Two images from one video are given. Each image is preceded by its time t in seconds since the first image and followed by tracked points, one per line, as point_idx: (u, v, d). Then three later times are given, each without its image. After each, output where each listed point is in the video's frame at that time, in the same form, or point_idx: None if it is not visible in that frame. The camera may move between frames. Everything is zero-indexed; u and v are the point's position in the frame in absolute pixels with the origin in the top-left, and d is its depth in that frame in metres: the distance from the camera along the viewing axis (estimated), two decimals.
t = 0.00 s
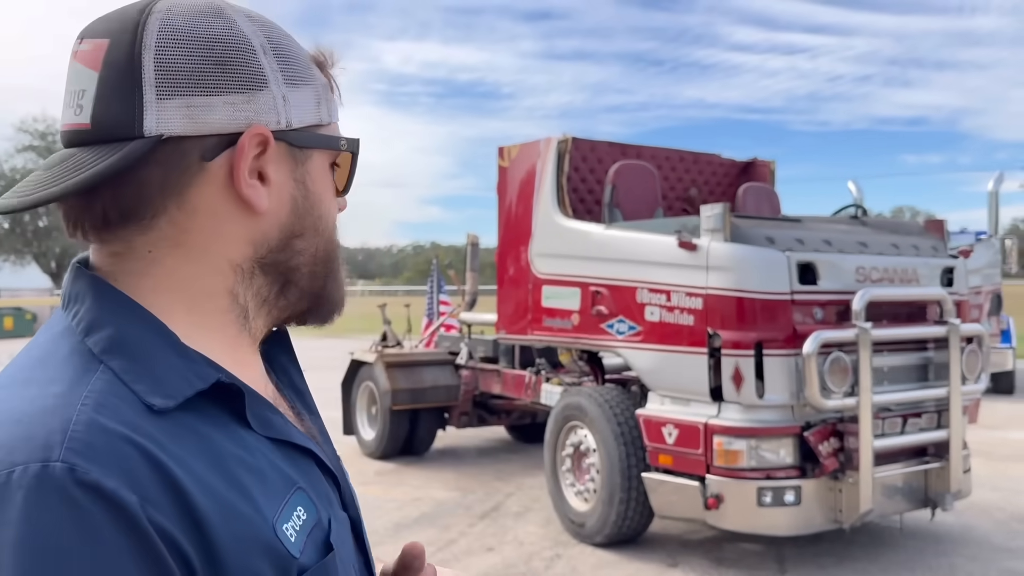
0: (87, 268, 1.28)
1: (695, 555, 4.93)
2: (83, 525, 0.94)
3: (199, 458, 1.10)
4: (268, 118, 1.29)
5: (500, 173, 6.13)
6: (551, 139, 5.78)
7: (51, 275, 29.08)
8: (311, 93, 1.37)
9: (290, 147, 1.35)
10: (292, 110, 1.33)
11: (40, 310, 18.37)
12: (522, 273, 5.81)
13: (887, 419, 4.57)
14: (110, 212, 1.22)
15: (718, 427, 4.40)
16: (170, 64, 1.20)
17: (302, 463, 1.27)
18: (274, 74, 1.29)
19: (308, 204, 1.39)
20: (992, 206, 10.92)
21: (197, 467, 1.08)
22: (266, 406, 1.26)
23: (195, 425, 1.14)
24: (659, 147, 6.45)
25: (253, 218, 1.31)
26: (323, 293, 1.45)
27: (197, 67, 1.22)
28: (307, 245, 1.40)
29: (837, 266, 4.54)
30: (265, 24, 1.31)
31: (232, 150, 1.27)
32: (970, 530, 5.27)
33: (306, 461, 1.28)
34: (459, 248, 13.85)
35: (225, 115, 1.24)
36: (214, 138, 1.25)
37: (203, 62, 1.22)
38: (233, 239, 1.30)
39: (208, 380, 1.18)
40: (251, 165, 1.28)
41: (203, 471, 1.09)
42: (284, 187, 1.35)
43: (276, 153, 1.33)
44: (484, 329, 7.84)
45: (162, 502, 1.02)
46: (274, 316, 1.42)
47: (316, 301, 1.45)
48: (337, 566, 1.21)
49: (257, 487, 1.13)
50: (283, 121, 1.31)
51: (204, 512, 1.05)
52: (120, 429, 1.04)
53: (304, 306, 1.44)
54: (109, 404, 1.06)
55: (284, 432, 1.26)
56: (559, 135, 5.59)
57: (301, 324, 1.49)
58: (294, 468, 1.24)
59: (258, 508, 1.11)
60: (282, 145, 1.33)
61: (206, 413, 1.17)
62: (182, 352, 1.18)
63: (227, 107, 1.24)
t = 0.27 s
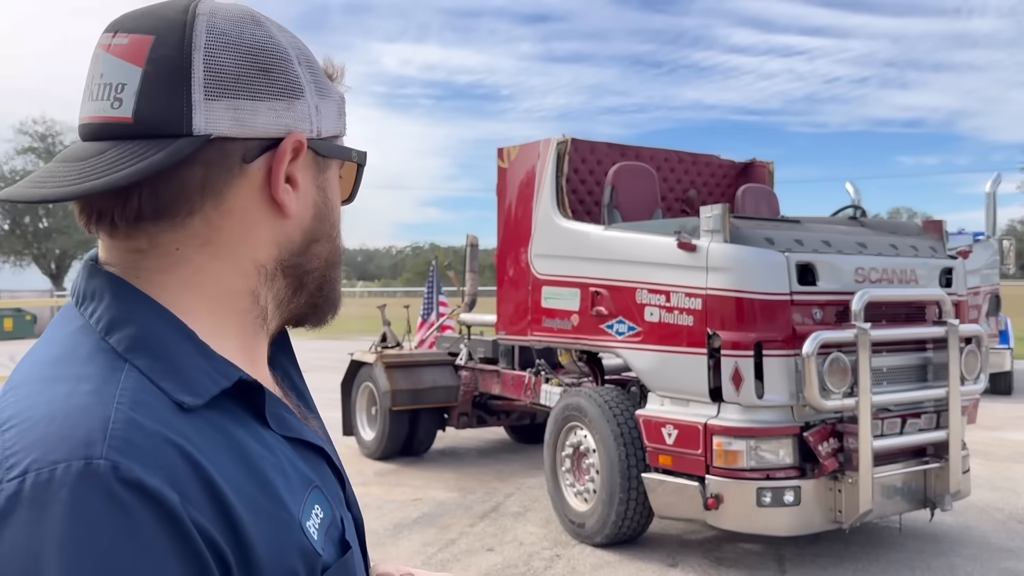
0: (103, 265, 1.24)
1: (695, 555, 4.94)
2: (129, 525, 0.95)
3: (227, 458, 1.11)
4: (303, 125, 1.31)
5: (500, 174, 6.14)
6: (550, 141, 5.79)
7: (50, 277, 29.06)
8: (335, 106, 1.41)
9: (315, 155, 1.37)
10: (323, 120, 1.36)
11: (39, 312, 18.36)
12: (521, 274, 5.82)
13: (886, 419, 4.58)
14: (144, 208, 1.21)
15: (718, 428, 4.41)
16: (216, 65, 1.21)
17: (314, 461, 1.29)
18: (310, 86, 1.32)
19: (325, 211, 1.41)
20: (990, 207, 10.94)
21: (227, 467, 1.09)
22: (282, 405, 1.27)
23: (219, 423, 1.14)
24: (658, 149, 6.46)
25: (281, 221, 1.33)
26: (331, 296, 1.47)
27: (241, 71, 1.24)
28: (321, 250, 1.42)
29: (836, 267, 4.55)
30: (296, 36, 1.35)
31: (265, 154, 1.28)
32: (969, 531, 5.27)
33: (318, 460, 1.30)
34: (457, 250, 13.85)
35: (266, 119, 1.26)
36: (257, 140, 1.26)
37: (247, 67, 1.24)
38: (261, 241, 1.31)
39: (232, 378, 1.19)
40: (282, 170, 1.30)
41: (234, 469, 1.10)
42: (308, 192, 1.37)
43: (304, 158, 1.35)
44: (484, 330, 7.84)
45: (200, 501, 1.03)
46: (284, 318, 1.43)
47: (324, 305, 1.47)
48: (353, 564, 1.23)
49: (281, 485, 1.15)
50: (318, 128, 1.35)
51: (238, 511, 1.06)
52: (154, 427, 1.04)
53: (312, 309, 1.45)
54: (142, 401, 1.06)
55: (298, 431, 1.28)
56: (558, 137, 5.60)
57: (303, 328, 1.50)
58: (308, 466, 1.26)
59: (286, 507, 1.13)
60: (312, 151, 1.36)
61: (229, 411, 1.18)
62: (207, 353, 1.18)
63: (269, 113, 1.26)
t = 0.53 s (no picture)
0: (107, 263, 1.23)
1: (695, 557, 4.92)
2: (113, 509, 0.93)
3: (225, 449, 1.09)
4: (313, 125, 1.30)
5: (500, 174, 6.13)
6: (550, 141, 5.77)
7: (49, 277, 29.02)
8: (348, 108, 1.39)
9: (326, 157, 1.36)
10: (334, 122, 1.35)
11: (38, 312, 18.36)
12: (521, 275, 5.80)
13: (888, 420, 4.56)
14: (149, 205, 1.19)
15: (718, 429, 4.39)
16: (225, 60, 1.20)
17: (318, 460, 1.27)
18: (322, 89, 1.30)
19: (335, 208, 1.40)
20: (989, 209, 10.94)
21: (224, 458, 1.07)
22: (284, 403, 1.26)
23: (216, 415, 1.12)
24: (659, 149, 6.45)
25: (288, 223, 1.31)
26: (340, 299, 1.46)
27: (252, 70, 1.22)
28: (331, 249, 1.40)
29: (837, 268, 4.53)
30: (312, 37, 1.34)
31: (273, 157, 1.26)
32: (971, 532, 5.26)
33: (323, 459, 1.28)
34: (456, 250, 13.83)
35: (273, 120, 1.24)
36: (266, 140, 1.25)
37: (258, 65, 1.23)
38: (269, 241, 1.29)
39: (231, 371, 1.17)
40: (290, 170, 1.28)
41: (230, 460, 1.08)
42: (317, 193, 1.35)
43: (315, 160, 1.33)
44: (483, 331, 7.82)
45: (189, 488, 1.01)
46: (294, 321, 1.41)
47: (333, 308, 1.45)
48: (354, 564, 1.20)
49: (278, 478, 1.13)
50: (329, 131, 1.33)
51: (229, 500, 1.03)
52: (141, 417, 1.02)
53: (322, 313, 1.44)
54: (131, 389, 1.05)
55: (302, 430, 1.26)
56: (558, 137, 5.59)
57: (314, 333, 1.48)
58: (311, 463, 1.23)
59: (283, 500, 1.11)
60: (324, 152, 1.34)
61: (229, 404, 1.16)
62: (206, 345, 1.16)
63: (279, 113, 1.24)
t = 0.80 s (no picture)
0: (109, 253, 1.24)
1: (696, 558, 4.91)
2: (46, 487, 0.91)
3: (195, 436, 1.06)
4: (320, 118, 1.29)
5: (500, 174, 6.12)
6: (550, 141, 5.76)
7: (49, 278, 29.02)
8: (360, 104, 1.38)
9: (335, 150, 1.34)
10: (343, 116, 1.33)
11: (38, 312, 18.38)
12: (522, 275, 5.79)
13: (889, 420, 4.55)
14: (150, 193, 1.19)
15: (719, 429, 4.38)
16: (232, 50, 1.19)
17: (311, 454, 1.24)
18: (333, 82, 1.29)
19: (343, 203, 1.38)
20: (990, 209, 10.93)
21: (191, 444, 1.05)
22: (275, 392, 1.23)
23: (191, 401, 1.10)
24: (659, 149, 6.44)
25: (292, 215, 1.29)
26: (350, 297, 1.43)
27: (257, 59, 1.21)
28: (339, 246, 1.38)
29: (838, 268, 4.52)
30: (327, 30, 1.33)
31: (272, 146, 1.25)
32: (972, 532, 5.25)
33: (315, 454, 1.25)
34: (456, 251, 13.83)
35: (278, 110, 1.23)
36: (271, 131, 1.24)
37: (266, 57, 1.22)
38: (271, 233, 1.28)
39: (210, 358, 1.14)
40: (292, 161, 1.26)
41: (198, 448, 1.05)
42: (324, 186, 1.33)
43: (323, 152, 1.32)
44: (484, 331, 7.81)
45: (140, 472, 0.98)
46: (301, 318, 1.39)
47: (344, 307, 1.44)
48: (336, 564, 1.16)
49: (251, 470, 1.09)
50: (336, 125, 1.32)
51: (186, 488, 1.01)
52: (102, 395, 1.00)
53: (332, 311, 1.42)
54: (98, 368, 1.03)
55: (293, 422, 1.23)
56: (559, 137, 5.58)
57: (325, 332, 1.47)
58: (299, 456, 1.20)
59: (251, 495, 1.07)
60: (331, 144, 1.33)
61: (208, 391, 1.14)
62: (188, 328, 1.15)
63: (285, 104, 1.23)
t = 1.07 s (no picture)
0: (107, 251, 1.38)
1: (698, 558, 4.90)
2: None
3: (153, 438, 1.10)
4: (286, 92, 1.31)
5: (501, 174, 6.12)
6: (551, 141, 5.76)
7: (51, 279, 29.02)
8: (346, 76, 1.38)
9: (286, 146, 1.33)
10: (319, 89, 1.35)
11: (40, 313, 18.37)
12: (523, 276, 5.78)
13: (891, 421, 4.54)
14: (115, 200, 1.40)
15: (720, 430, 4.37)
16: (186, 43, 1.29)
17: (294, 459, 1.28)
18: (299, 56, 1.31)
19: (298, 213, 1.33)
20: (993, 210, 10.91)
21: (145, 447, 1.08)
22: (256, 395, 1.27)
23: (156, 402, 1.15)
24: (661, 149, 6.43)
25: (207, 206, 1.32)
26: (326, 313, 1.36)
27: (164, 53, 1.31)
28: (296, 260, 1.32)
29: (840, 268, 4.51)
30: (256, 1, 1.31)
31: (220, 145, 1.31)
32: (974, 534, 5.24)
33: (296, 459, 1.28)
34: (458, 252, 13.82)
35: (240, 94, 1.29)
36: (230, 117, 1.30)
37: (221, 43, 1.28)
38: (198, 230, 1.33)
39: (177, 358, 1.19)
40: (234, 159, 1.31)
41: (152, 451, 1.09)
42: (270, 191, 1.32)
43: (268, 148, 1.32)
44: (485, 332, 7.81)
45: (76, 472, 1.01)
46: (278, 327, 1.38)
47: (323, 323, 1.36)
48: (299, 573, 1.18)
49: (213, 474, 1.13)
50: (309, 97, 1.33)
51: (123, 487, 1.03)
52: (57, 393, 1.05)
53: (303, 325, 1.36)
54: (57, 367, 1.09)
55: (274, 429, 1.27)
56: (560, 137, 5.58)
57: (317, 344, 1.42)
58: (275, 462, 1.24)
59: (204, 500, 1.11)
60: (277, 141, 1.32)
61: (177, 392, 1.19)
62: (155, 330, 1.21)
63: (245, 84, 1.28)
